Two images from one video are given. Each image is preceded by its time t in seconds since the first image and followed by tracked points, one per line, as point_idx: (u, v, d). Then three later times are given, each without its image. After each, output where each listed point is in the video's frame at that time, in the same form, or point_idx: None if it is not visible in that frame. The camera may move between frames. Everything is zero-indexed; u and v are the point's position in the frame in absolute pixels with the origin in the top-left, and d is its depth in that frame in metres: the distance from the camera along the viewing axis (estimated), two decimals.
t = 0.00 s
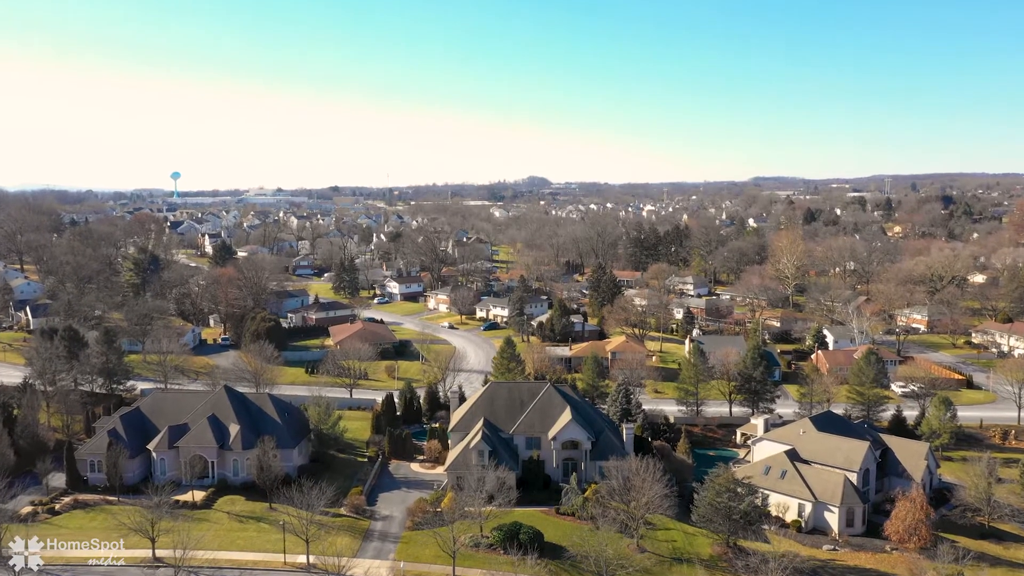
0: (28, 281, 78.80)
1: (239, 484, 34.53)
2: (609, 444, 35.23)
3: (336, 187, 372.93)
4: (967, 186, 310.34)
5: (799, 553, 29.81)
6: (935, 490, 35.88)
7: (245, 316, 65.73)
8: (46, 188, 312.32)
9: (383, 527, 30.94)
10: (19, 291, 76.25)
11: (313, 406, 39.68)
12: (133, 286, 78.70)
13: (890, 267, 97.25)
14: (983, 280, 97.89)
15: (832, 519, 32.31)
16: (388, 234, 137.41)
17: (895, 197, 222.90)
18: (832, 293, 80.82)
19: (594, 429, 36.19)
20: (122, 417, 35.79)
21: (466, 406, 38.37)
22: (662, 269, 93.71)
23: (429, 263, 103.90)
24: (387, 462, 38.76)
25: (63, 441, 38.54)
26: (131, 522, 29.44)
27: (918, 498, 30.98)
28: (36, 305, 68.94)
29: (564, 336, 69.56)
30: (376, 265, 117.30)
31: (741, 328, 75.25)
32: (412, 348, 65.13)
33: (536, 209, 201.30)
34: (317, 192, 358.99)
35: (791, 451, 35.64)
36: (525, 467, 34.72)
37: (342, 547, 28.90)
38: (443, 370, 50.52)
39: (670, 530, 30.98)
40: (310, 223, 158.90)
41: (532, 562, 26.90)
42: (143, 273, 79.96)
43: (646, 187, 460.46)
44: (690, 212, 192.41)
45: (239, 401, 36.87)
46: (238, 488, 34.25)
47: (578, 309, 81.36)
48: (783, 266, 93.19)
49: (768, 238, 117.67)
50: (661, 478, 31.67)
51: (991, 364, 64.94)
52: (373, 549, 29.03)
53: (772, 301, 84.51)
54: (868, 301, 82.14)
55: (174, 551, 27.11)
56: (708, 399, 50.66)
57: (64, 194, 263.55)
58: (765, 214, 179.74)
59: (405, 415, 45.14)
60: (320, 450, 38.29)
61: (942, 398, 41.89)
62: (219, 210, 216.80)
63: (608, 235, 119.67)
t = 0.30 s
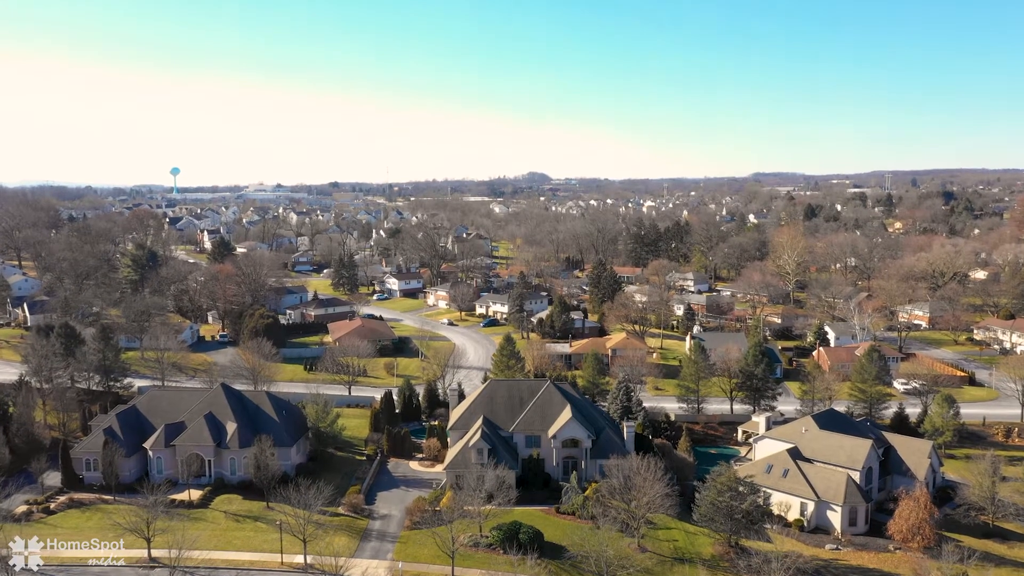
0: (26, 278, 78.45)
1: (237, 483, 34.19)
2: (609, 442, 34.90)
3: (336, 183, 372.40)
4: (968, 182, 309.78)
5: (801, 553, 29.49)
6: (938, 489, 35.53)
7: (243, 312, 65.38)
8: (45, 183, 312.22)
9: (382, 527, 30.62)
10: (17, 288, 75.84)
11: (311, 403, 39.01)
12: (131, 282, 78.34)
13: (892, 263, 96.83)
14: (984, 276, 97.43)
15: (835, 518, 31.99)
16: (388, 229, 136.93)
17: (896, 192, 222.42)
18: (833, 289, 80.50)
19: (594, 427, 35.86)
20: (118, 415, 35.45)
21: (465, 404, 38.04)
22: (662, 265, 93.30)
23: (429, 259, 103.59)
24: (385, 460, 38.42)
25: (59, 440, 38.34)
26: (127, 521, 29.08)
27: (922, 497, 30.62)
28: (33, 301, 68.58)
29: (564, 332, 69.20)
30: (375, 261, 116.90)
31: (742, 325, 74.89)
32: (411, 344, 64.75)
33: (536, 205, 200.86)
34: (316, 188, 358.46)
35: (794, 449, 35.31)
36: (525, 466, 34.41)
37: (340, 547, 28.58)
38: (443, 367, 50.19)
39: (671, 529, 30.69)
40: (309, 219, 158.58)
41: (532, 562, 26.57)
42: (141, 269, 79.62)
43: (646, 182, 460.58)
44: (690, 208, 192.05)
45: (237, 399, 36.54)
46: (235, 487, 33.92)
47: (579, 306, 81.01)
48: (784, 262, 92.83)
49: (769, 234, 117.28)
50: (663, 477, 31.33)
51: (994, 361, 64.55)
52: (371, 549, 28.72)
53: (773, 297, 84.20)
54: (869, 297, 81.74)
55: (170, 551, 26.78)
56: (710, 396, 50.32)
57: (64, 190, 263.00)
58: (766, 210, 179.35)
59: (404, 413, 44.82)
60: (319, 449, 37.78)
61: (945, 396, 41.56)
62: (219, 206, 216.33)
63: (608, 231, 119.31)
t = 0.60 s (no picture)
0: (23, 272, 77.92)
1: (233, 480, 33.78)
2: (610, 439, 34.51)
3: (336, 177, 371.70)
4: (969, 175, 309.71)
5: (804, 552, 29.14)
6: (942, 485, 35.19)
7: (241, 307, 64.92)
8: (43, 178, 310.87)
9: (380, 524, 30.28)
10: (14, 282, 75.37)
11: (309, 400, 38.75)
12: (129, 277, 77.87)
13: (893, 257, 96.36)
14: (986, 269, 97.01)
15: (838, 515, 31.68)
16: (387, 223, 136.38)
17: (897, 186, 221.89)
18: (834, 283, 80.04)
19: (595, 424, 35.46)
20: (113, 412, 35.07)
21: (464, 399, 37.65)
22: (663, 259, 92.82)
23: (428, 253, 103.07)
24: (384, 457, 38.06)
25: (55, 436, 37.97)
26: (121, 519, 28.69)
27: (926, 494, 30.26)
28: (30, 296, 68.11)
29: (564, 327, 68.79)
30: (374, 255, 116.43)
31: (743, 319, 74.48)
32: (410, 339, 64.35)
33: (536, 200, 200.33)
34: (315, 181, 357.35)
35: (796, 445, 34.93)
36: (525, 462, 34.05)
37: (337, 545, 28.24)
38: (442, 362, 49.79)
39: (672, 526, 30.37)
40: (308, 212, 157.95)
41: (531, 561, 26.22)
42: (139, 264, 79.15)
43: (646, 175, 459.98)
44: (690, 202, 191.32)
45: (233, 395, 36.14)
46: (231, 484, 33.51)
47: (579, 300, 80.60)
48: (785, 256, 92.35)
49: (770, 228, 116.76)
50: (664, 474, 30.96)
51: (996, 355, 64.21)
52: (369, 547, 28.38)
53: (774, 292, 83.76)
54: (871, 291, 81.33)
55: (164, 550, 26.40)
56: (711, 391, 49.98)
57: (62, 184, 262.42)
58: (766, 203, 178.69)
59: (402, 408, 44.33)
60: (316, 446, 37.33)
61: (948, 391, 41.21)
62: (217, 200, 215.63)
63: (608, 225, 118.76)
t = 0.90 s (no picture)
0: (20, 266, 77.46)
1: (230, 476, 33.44)
2: (610, 435, 34.20)
3: (335, 170, 370.61)
4: (969, 168, 308.94)
5: (807, 549, 28.83)
6: (946, 482, 34.87)
7: (240, 301, 64.52)
8: (42, 171, 309.73)
9: (378, 522, 29.98)
10: (11, 276, 74.93)
11: (306, 395, 38.55)
12: (127, 271, 77.45)
13: (895, 250, 95.93)
14: (988, 263, 96.59)
15: (840, 512, 31.37)
16: (387, 217, 135.91)
17: (897, 179, 221.49)
18: (835, 277, 79.66)
19: (595, 419, 35.14)
20: (109, 407, 34.72)
21: (463, 395, 37.31)
22: (663, 253, 92.37)
23: (428, 246, 102.59)
24: (383, 452, 37.74)
25: (50, 432, 37.61)
26: (117, 517, 28.35)
27: (930, 491, 29.93)
28: (27, 290, 67.64)
29: (564, 321, 68.42)
30: (373, 248, 115.98)
31: (744, 313, 74.09)
32: (409, 333, 63.98)
33: (536, 193, 199.83)
34: (315, 174, 356.25)
35: (798, 441, 34.62)
36: (525, 458, 33.74)
37: (335, 543, 27.94)
38: (440, 357, 49.43)
39: (673, 524, 30.07)
40: (308, 206, 157.25)
41: (531, 559, 25.91)
42: (136, 258, 78.72)
43: (646, 168, 458.95)
44: (691, 195, 190.81)
45: (230, 390, 35.77)
46: (228, 480, 33.18)
47: (579, 294, 80.21)
48: (786, 249, 91.91)
49: (771, 221, 116.30)
50: (665, 471, 30.65)
51: (999, 350, 63.86)
52: (367, 545, 28.07)
53: (775, 286, 83.37)
54: (873, 285, 80.97)
55: (160, 548, 26.07)
56: (712, 386, 49.66)
57: (61, 177, 261.96)
58: (767, 196, 178.16)
59: (401, 403, 43.90)
60: (314, 442, 37.04)
61: (951, 386, 40.88)
62: (216, 193, 215.06)
63: (608, 219, 118.30)
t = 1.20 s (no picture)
0: (17, 260, 76.98)
1: (227, 473, 33.13)
2: (611, 431, 33.87)
3: (334, 164, 369.75)
4: (970, 161, 308.48)
5: (810, 547, 28.52)
6: (949, 478, 34.53)
7: (238, 295, 64.09)
8: (40, 164, 308.86)
9: (376, 519, 29.67)
10: (8, 270, 74.50)
11: (304, 390, 38.21)
12: (125, 264, 77.04)
13: (896, 244, 95.47)
14: (990, 257, 96.14)
15: (843, 509, 31.04)
16: (386, 210, 135.27)
17: (897, 172, 221.10)
18: (837, 270, 79.23)
19: (596, 415, 34.79)
20: (105, 403, 34.36)
21: (462, 390, 36.95)
22: (664, 246, 91.90)
23: (427, 240, 102.09)
24: (381, 448, 37.43)
25: (46, 428, 37.27)
26: (112, 514, 28.02)
27: (934, 488, 29.60)
28: (24, 284, 67.20)
29: (564, 315, 67.98)
30: (373, 242, 115.51)
31: (745, 307, 73.69)
32: (408, 327, 63.55)
33: (536, 185, 199.20)
34: (314, 168, 355.45)
35: (800, 437, 34.26)
36: (525, 455, 33.42)
37: (333, 540, 27.64)
38: (439, 352, 49.03)
39: (674, 521, 29.76)
40: (307, 199, 156.66)
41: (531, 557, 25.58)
42: (134, 251, 78.30)
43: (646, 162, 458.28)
44: (691, 188, 190.16)
45: (227, 385, 35.44)
46: (225, 477, 32.86)
47: (579, 287, 79.82)
48: (787, 243, 91.46)
49: (772, 215, 115.77)
50: (666, 468, 30.33)
51: (1002, 344, 63.46)
52: (364, 543, 27.76)
53: (776, 279, 82.95)
54: (874, 279, 80.50)
55: (155, 546, 25.74)
56: (713, 381, 49.29)
57: (60, 170, 261.75)
58: (767, 189, 177.50)
59: (400, 398, 43.60)
60: (312, 438, 36.72)
61: (954, 381, 40.48)
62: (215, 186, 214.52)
63: (609, 212, 117.75)
